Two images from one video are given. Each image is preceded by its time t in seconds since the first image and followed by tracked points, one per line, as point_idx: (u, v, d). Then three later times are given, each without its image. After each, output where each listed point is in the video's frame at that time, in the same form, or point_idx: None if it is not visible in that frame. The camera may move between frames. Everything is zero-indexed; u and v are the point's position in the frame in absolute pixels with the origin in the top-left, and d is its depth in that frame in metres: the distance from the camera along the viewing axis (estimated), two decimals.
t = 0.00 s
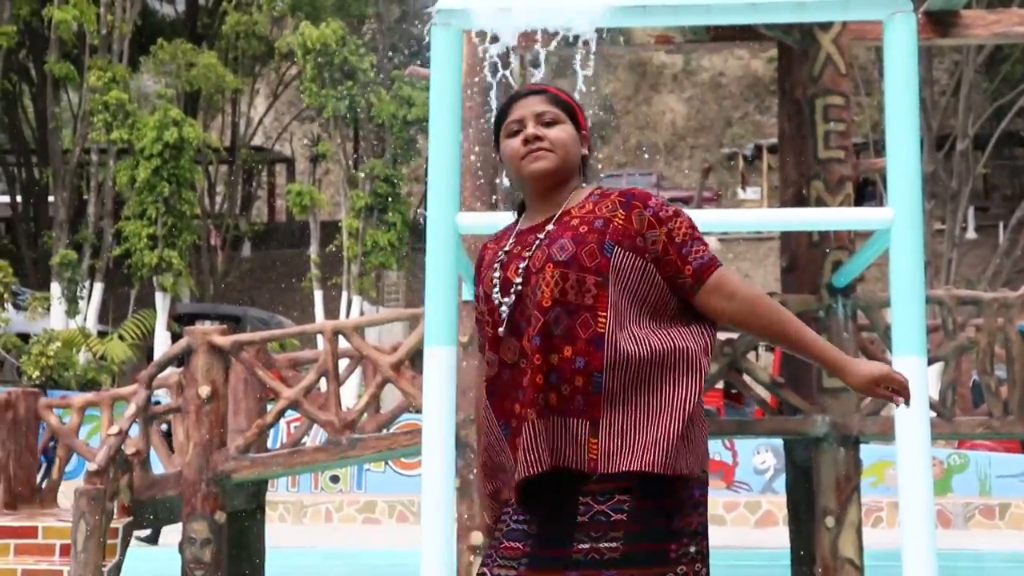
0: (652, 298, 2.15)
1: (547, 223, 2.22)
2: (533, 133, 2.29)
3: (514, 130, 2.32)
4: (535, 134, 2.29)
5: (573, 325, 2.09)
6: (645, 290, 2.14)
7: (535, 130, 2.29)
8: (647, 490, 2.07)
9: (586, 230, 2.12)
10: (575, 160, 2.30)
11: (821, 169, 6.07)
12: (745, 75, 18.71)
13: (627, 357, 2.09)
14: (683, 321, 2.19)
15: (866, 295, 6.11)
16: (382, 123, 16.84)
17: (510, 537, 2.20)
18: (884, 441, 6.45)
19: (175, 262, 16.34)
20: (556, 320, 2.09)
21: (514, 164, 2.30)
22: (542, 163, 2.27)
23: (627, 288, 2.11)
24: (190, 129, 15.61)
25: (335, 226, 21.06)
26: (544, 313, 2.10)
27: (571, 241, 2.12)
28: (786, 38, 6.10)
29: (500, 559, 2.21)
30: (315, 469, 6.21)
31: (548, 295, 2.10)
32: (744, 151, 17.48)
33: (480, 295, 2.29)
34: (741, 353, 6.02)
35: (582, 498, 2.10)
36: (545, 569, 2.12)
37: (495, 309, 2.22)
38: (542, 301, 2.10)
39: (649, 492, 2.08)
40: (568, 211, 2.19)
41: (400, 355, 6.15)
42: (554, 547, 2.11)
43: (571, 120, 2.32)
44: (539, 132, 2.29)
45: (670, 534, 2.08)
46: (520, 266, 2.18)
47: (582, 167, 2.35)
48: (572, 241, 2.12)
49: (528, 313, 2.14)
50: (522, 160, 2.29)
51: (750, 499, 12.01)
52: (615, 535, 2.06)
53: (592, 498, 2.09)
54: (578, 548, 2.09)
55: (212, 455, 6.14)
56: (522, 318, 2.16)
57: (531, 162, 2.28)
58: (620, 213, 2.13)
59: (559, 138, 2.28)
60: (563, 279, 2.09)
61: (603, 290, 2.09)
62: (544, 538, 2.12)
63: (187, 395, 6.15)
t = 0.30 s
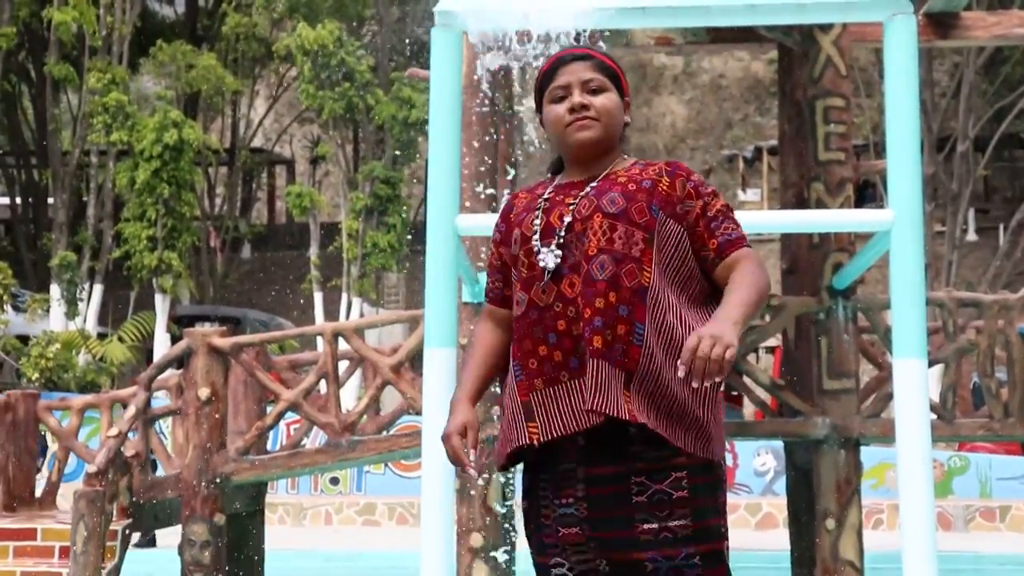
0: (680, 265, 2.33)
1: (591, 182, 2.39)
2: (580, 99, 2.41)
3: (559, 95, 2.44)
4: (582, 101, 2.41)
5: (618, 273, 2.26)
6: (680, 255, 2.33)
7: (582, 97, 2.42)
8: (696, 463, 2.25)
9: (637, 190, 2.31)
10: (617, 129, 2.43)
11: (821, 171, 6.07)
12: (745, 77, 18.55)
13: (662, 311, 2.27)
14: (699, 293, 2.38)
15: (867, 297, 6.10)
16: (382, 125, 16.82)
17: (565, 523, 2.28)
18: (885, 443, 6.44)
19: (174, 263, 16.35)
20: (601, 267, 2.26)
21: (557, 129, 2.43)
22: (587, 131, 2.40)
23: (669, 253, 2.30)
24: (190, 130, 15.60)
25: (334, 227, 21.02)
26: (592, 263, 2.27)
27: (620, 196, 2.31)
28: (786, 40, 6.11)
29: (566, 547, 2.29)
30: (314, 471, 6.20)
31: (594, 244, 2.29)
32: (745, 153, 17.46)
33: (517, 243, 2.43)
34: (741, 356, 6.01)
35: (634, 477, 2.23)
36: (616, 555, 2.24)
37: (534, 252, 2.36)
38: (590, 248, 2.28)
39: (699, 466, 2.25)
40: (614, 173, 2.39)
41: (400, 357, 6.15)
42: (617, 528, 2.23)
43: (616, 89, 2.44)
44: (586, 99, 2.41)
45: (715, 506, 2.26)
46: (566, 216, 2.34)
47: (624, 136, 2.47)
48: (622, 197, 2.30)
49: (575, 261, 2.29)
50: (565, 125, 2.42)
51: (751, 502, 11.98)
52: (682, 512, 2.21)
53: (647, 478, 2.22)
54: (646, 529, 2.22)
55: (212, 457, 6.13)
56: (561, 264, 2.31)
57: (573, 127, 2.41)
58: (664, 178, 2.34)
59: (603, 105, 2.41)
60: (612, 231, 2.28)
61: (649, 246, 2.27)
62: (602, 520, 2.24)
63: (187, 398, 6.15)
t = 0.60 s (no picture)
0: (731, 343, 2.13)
1: (635, 241, 2.17)
2: (623, 140, 2.21)
3: (601, 137, 2.24)
4: (626, 143, 2.21)
5: (672, 357, 2.05)
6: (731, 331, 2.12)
7: (625, 139, 2.21)
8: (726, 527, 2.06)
9: (683, 259, 2.10)
10: (662, 172, 2.22)
11: (826, 170, 5.96)
12: (750, 74, 18.42)
13: (715, 393, 2.08)
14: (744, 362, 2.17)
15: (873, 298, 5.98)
16: (381, 122, 16.68)
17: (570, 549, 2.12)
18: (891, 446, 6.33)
19: (169, 264, 16.25)
20: (655, 350, 2.05)
21: (601, 173, 2.23)
22: (632, 174, 2.19)
23: (720, 327, 2.10)
24: (185, 129, 15.47)
25: (331, 226, 20.89)
26: (640, 341, 2.06)
27: (665, 269, 2.09)
28: (791, 37, 6.02)
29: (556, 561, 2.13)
30: (311, 475, 6.09)
31: (644, 323, 2.07)
32: (747, 152, 17.34)
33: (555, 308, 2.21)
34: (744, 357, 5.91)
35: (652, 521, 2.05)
36: None
37: (577, 321, 2.15)
38: (638, 328, 2.07)
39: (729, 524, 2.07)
40: (657, 232, 2.17)
41: (398, 359, 6.04)
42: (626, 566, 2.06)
43: (661, 129, 2.23)
44: (631, 141, 2.21)
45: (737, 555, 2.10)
46: (612, 286, 2.11)
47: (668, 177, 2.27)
48: (669, 269, 2.09)
49: (622, 336, 2.08)
50: (609, 168, 2.22)
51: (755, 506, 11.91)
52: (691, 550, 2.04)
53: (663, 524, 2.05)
54: (651, 559, 2.04)
55: (206, 461, 6.03)
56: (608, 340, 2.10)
57: (615, 171, 2.21)
58: (707, 241, 2.12)
59: (649, 147, 2.20)
60: (660, 308, 2.07)
61: (698, 323, 2.08)
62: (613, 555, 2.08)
63: (182, 400, 6.05)
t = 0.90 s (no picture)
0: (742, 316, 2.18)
1: (637, 213, 2.17)
2: (619, 134, 2.20)
3: (598, 132, 2.23)
4: (619, 137, 2.20)
5: (667, 319, 2.07)
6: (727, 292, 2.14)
7: (619, 132, 2.20)
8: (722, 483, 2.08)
9: (682, 225, 2.09)
10: (661, 157, 2.21)
11: (827, 171, 5.96)
12: (750, 74, 18.62)
13: (710, 355, 2.10)
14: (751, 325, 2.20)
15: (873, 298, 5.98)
16: (381, 122, 16.67)
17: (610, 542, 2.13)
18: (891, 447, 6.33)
19: (168, 265, 16.19)
20: (650, 314, 2.07)
21: (601, 169, 2.22)
22: (629, 168, 2.18)
23: (716, 290, 2.12)
24: (184, 129, 15.47)
25: (330, 226, 20.89)
26: (643, 310, 2.08)
27: (664, 235, 2.09)
28: (791, 38, 6.02)
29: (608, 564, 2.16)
30: (311, 476, 6.09)
31: (640, 288, 2.08)
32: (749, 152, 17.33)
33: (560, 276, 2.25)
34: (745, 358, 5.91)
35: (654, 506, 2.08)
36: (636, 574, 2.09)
37: (579, 289, 2.18)
38: (634, 293, 2.09)
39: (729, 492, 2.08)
40: (660, 205, 2.15)
41: (398, 359, 6.05)
42: (634, 549, 2.08)
43: (656, 115, 2.22)
44: (625, 134, 2.19)
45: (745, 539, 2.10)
46: (610, 251, 2.13)
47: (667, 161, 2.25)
48: (666, 235, 2.09)
49: (618, 300, 2.10)
50: (607, 162, 2.21)
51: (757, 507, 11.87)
52: (691, 539, 2.05)
53: (666, 505, 2.07)
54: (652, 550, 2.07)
55: (206, 462, 6.02)
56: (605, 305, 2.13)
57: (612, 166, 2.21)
58: (713, 214, 2.11)
59: (643, 136, 2.19)
60: (656, 272, 2.07)
61: (692, 287, 2.08)
62: (627, 540, 2.09)
63: (181, 400, 6.04)
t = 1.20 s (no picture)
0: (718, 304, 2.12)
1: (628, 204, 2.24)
2: (601, 128, 2.22)
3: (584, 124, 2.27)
4: (600, 130, 2.23)
5: (634, 315, 2.13)
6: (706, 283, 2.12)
7: (601, 125, 2.23)
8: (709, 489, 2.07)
9: (653, 214, 2.12)
10: (649, 144, 2.22)
11: (848, 163, 5.59)
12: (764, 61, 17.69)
13: (682, 351, 2.10)
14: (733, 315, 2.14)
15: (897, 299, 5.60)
16: (372, 113, 16.26)
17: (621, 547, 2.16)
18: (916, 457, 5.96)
19: (145, 263, 15.88)
20: (616, 309, 2.14)
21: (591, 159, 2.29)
22: (617, 163, 2.23)
23: (687, 280, 2.10)
24: (162, 119, 15.10)
25: (320, 223, 20.45)
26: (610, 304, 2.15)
27: (635, 226, 2.14)
28: (809, 22, 5.66)
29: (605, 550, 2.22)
30: (298, 488, 5.72)
31: (610, 285, 2.16)
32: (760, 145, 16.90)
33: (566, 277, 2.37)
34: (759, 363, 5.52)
35: (649, 506, 2.10)
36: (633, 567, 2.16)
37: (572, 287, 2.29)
38: (605, 288, 2.16)
39: (723, 498, 2.07)
40: (649, 193, 2.19)
41: (391, 364, 5.67)
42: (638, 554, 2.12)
43: (641, 104, 2.22)
44: (608, 127, 2.22)
45: (745, 545, 2.09)
46: (594, 248, 2.22)
47: (666, 141, 2.26)
48: (636, 227, 2.14)
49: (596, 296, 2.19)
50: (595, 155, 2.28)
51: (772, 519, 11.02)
52: (690, 548, 2.06)
53: (659, 509, 2.09)
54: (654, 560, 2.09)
55: (186, 473, 5.65)
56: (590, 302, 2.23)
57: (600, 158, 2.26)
58: (688, 199, 2.11)
59: (624, 129, 2.20)
60: (623, 266, 2.13)
61: (663, 279, 2.11)
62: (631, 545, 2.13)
63: (159, 408, 5.68)
